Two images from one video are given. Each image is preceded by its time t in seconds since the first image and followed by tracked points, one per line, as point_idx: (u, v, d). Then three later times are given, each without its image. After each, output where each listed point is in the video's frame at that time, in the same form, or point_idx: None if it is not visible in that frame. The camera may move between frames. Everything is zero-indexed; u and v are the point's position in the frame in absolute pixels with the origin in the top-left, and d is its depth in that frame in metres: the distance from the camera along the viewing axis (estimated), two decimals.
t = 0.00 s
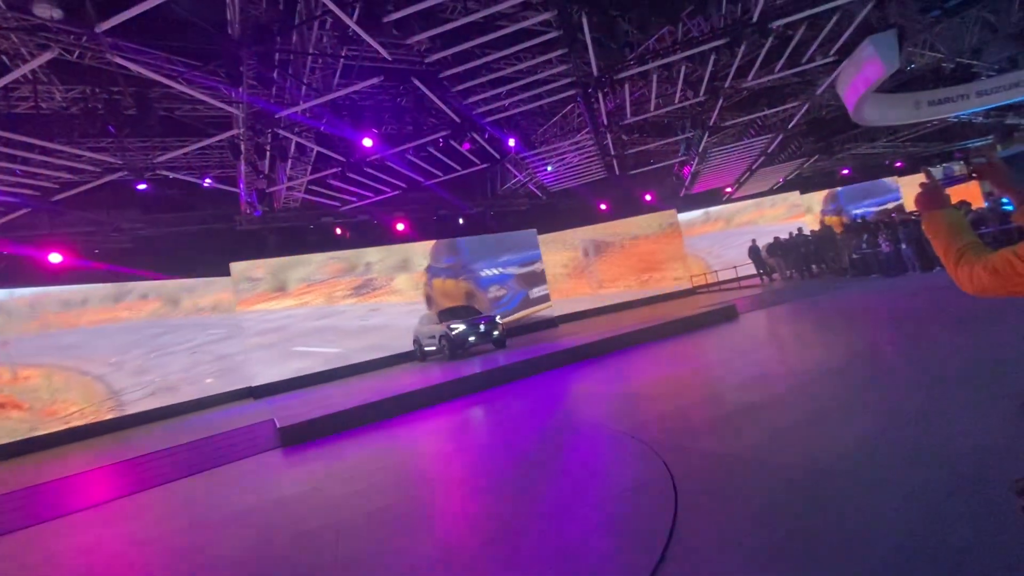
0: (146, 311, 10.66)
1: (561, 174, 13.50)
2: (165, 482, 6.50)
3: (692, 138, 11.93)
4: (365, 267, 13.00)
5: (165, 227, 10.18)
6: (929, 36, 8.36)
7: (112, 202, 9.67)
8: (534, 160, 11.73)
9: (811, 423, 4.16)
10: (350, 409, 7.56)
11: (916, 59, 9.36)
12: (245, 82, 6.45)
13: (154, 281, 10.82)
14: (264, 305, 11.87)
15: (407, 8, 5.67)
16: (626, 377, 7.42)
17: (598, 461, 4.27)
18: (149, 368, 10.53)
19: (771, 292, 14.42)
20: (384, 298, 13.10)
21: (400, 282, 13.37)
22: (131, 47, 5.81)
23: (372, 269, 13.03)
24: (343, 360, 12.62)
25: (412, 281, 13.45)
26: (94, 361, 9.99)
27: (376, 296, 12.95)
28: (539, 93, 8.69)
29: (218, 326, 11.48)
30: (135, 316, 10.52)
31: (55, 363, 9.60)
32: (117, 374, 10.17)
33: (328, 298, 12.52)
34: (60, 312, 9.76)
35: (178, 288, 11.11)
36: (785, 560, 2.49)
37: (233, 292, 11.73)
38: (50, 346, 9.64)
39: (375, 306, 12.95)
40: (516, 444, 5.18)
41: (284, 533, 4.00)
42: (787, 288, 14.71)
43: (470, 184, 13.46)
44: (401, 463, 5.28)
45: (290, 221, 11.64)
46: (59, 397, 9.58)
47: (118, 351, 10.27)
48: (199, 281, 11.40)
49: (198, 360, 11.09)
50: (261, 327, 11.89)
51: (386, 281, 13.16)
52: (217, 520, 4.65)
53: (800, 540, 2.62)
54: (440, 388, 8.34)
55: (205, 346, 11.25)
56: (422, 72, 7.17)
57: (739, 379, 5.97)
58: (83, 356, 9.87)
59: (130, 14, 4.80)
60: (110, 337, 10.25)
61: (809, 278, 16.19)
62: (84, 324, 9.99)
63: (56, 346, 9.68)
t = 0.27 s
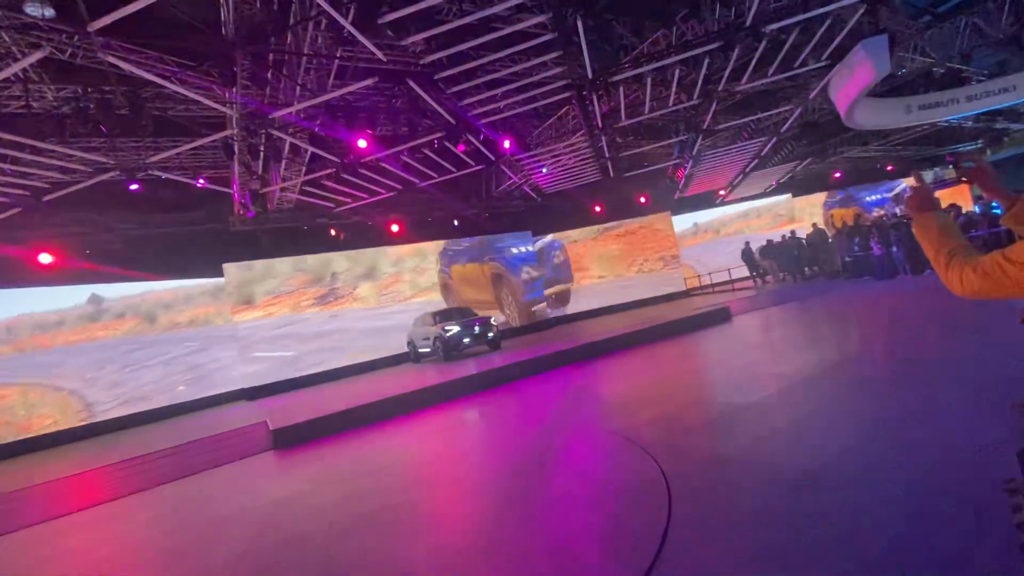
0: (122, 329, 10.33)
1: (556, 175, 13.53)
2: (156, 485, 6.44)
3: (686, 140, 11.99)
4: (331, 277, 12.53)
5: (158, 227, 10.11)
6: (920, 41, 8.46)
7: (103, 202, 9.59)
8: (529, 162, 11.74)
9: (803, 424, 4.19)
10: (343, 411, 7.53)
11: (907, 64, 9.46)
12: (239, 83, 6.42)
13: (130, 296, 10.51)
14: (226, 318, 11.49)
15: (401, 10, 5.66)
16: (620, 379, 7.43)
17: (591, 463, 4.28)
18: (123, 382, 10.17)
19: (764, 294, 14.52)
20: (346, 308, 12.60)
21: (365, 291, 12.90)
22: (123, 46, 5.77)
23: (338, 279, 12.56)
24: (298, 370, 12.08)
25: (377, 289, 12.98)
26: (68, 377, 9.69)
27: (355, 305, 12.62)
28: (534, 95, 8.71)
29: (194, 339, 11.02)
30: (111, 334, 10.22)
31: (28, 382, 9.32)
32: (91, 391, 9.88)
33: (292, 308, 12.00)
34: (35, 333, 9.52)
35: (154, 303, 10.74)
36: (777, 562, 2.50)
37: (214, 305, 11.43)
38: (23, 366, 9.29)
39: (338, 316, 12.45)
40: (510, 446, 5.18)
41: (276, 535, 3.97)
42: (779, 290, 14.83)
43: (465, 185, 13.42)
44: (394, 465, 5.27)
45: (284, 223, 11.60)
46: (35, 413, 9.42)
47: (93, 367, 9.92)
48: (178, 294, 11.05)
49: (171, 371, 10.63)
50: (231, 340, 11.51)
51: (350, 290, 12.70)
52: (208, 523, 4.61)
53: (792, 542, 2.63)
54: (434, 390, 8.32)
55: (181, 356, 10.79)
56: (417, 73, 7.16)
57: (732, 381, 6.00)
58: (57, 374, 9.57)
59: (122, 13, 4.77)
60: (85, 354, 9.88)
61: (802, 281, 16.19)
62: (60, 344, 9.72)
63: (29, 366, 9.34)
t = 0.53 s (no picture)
0: (105, 347, 10.17)
1: (553, 177, 13.55)
2: (149, 488, 6.38)
3: (682, 142, 12.03)
4: (301, 288, 12.17)
5: (152, 228, 10.05)
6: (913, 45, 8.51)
7: (96, 203, 9.52)
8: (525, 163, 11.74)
9: (798, 425, 4.21)
10: (339, 412, 7.50)
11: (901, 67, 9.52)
12: (235, 82, 6.38)
13: (113, 314, 10.34)
14: (208, 330, 11.28)
15: (397, 10, 5.64)
16: (616, 380, 7.44)
17: (589, 463, 4.27)
18: (104, 395, 10.13)
19: (759, 295, 14.58)
20: (314, 317, 12.25)
21: (333, 300, 12.54)
22: (118, 45, 5.74)
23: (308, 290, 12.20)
24: (292, 371, 12.00)
25: (345, 299, 12.61)
26: (50, 395, 9.56)
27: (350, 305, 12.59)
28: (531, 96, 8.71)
29: (175, 352, 10.83)
30: (95, 353, 10.04)
31: (8, 401, 9.17)
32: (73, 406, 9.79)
33: (261, 320, 11.67)
34: (18, 355, 9.28)
35: (138, 320, 10.60)
36: (774, 562, 2.51)
37: (196, 318, 11.23)
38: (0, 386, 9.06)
39: (312, 326, 12.18)
40: (507, 446, 5.17)
41: (271, 538, 3.94)
42: (773, 292, 14.91)
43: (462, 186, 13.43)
44: (390, 466, 5.26)
45: (279, 224, 11.57)
46: (16, 427, 9.32)
47: (75, 383, 9.79)
48: (162, 309, 10.86)
49: (152, 383, 10.58)
50: (212, 350, 11.36)
51: (320, 300, 12.34)
52: (202, 525, 4.57)
53: (788, 543, 2.64)
54: (430, 391, 8.30)
55: (160, 369, 10.67)
56: (414, 74, 7.15)
57: (728, 382, 6.03)
58: (39, 394, 9.43)
59: (117, 12, 4.73)
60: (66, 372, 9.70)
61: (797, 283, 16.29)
62: (43, 364, 9.47)
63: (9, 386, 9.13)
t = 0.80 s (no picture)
0: (91, 365, 9.98)
1: (550, 178, 13.58)
2: (142, 489, 6.35)
3: (678, 144, 12.08)
4: (276, 298, 11.93)
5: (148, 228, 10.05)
6: (907, 48, 8.59)
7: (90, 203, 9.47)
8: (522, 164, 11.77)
9: (792, 426, 4.23)
10: (335, 413, 7.48)
11: (895, 70, 9.60)
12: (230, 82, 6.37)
13: (100, 332, 10.17)
14: (192, 344, 11.10)
15: (394, 12, 5.63)
16: (612, 381, 7.45)
17: (584, 464, 4.28)
18: (90, 410, 10.01)
19: (754, 297, 14.65)
20: (286, 326, 11.93)
21: (305, 310, 12.23)
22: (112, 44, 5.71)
23: (282, 300, 11.95)
24: (287, 372, 11.96)
25: (317, 308, 12.28)
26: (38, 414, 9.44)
27: (347, 306, 12.60)
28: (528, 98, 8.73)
29: (159, 365, 10.69)
30: (82, 370, 9.84)
31: None
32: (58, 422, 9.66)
33: (236, 331, 11.53)
34: (6, 377, 9.00)
35: (124, 337, 10.41)
36: (768, 562, 2.52)
37: (181, 333, 11.06)
38: None
39: (285, 336, 11.88)
40: (504, 447, 5.18)
41: (265, 540, 3.92)
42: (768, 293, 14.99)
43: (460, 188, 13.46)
44: (387, 466, 5.26)
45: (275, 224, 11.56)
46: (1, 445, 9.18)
47: (62, 401, 9.65)
48: (149, 326, 10.70)
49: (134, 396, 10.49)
50: (195, 361, 11.13)
51: (293, 309, 12.05)
52: (196, 527, 4.55)
53: (782, 543, 2.65)
54: (426, 391, 8.30)
55: (144, 381, 10.56)
56: (410, 75, 7.15)
57: (723, 382, 6.07)
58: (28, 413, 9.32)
59: (111, 12, 4.72)
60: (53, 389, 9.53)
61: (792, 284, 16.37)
62: (30, 384, 9.27)
63: None
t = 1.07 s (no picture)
0: (81, 379, 9.76)
1: (547, 178, 13.60)
2: (136, 489, 6.33)
3: (674, 144, 12.11)
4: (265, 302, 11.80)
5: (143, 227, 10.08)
6: (900, 49, 8.64)
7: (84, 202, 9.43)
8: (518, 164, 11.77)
9: (786, 425, 4.26)
10: (330, 413, 7.47)
11: (889, 72, 9.66)
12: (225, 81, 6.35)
13: (89, 346, 9.92)
14: (181, 354, 10.96)
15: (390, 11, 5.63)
16: (608, 380, 7.47)
17: (580, 463, 4.30)
18: (80, 419, 9.93)
19: (749, 297, 14.71)
20: (263, 334, 11.69)
21: (282, 317, 11.96)
22: (106, 42, 5.69)
23: (274, 302, 11.86)
24: (282, 372, 11.89)
25: (295, 316, 12.01)
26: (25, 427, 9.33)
27: (343, 306, 12.57)
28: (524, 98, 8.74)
29: (148, 376, 10.56)
30: (70, 385, 9.63)
31: None
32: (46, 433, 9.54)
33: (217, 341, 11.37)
34: None
35: (114, 350, 10.18)
36: (763, 561, 2.54)
37: (171, 343, 10.89)
38: None
39: (270, 339, 11.74)
40: (500, 446, 5.18)
41: (259, 540, 3.91)
42: (763, 293, 15.05)
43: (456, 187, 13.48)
44: (382, 466, 5.26)
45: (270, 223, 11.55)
46: None
47: (50, 413, 9.53)
48: (138, 338, 10.46)
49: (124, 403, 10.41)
50: (183, 370, 11.06)
51: (286, 310, 11.95)
52: (192, 527, 4.54)
53: (777, 541, 2.67)
54: (423, 391, 8.30)
55: (133, 391, 10.44)
56: (406, 74, 7.13)
57: (719, 382, 6.08)
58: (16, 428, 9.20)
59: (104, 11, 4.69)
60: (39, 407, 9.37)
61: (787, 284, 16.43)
62: (20, 401, 9.11)
63: None
